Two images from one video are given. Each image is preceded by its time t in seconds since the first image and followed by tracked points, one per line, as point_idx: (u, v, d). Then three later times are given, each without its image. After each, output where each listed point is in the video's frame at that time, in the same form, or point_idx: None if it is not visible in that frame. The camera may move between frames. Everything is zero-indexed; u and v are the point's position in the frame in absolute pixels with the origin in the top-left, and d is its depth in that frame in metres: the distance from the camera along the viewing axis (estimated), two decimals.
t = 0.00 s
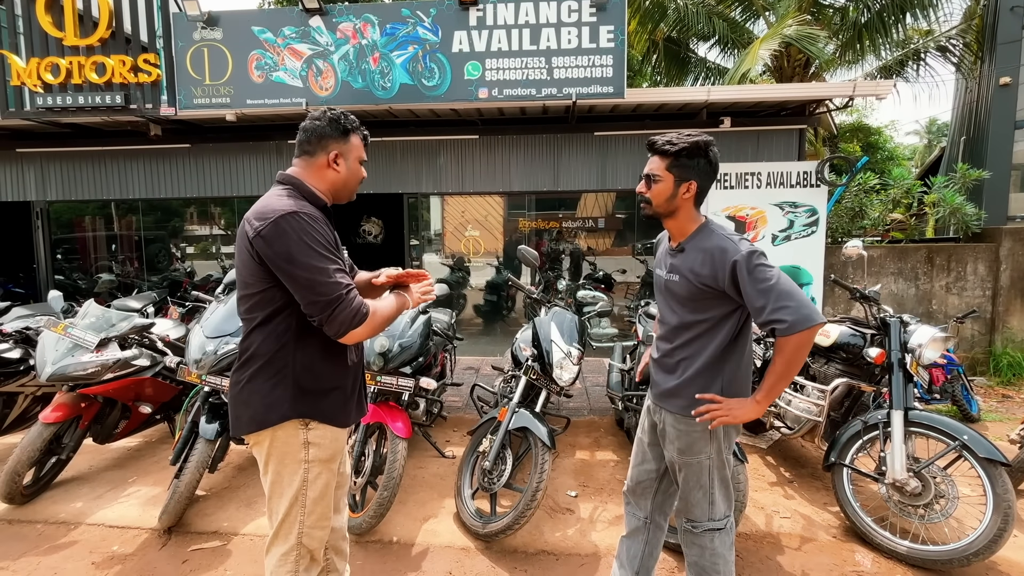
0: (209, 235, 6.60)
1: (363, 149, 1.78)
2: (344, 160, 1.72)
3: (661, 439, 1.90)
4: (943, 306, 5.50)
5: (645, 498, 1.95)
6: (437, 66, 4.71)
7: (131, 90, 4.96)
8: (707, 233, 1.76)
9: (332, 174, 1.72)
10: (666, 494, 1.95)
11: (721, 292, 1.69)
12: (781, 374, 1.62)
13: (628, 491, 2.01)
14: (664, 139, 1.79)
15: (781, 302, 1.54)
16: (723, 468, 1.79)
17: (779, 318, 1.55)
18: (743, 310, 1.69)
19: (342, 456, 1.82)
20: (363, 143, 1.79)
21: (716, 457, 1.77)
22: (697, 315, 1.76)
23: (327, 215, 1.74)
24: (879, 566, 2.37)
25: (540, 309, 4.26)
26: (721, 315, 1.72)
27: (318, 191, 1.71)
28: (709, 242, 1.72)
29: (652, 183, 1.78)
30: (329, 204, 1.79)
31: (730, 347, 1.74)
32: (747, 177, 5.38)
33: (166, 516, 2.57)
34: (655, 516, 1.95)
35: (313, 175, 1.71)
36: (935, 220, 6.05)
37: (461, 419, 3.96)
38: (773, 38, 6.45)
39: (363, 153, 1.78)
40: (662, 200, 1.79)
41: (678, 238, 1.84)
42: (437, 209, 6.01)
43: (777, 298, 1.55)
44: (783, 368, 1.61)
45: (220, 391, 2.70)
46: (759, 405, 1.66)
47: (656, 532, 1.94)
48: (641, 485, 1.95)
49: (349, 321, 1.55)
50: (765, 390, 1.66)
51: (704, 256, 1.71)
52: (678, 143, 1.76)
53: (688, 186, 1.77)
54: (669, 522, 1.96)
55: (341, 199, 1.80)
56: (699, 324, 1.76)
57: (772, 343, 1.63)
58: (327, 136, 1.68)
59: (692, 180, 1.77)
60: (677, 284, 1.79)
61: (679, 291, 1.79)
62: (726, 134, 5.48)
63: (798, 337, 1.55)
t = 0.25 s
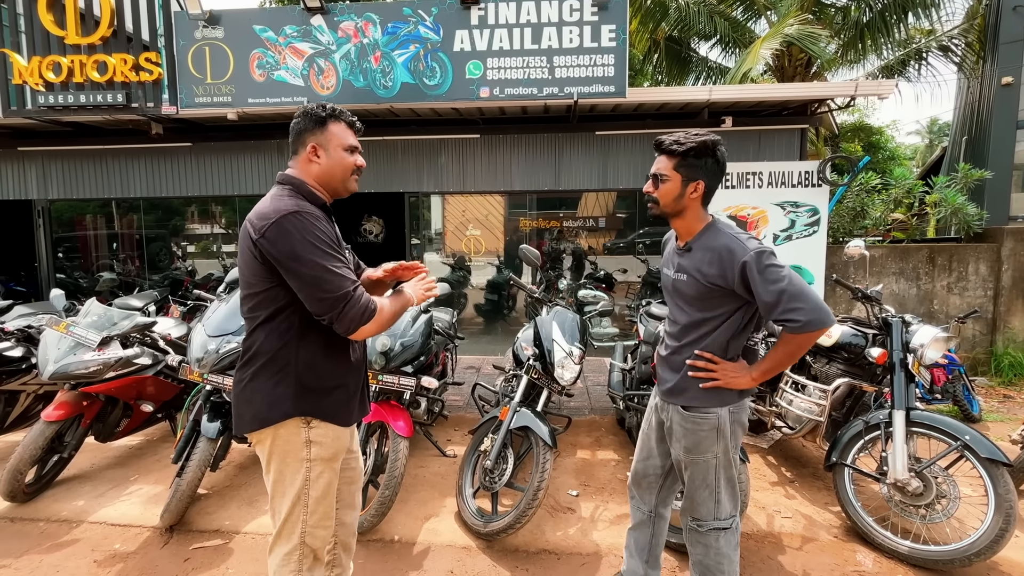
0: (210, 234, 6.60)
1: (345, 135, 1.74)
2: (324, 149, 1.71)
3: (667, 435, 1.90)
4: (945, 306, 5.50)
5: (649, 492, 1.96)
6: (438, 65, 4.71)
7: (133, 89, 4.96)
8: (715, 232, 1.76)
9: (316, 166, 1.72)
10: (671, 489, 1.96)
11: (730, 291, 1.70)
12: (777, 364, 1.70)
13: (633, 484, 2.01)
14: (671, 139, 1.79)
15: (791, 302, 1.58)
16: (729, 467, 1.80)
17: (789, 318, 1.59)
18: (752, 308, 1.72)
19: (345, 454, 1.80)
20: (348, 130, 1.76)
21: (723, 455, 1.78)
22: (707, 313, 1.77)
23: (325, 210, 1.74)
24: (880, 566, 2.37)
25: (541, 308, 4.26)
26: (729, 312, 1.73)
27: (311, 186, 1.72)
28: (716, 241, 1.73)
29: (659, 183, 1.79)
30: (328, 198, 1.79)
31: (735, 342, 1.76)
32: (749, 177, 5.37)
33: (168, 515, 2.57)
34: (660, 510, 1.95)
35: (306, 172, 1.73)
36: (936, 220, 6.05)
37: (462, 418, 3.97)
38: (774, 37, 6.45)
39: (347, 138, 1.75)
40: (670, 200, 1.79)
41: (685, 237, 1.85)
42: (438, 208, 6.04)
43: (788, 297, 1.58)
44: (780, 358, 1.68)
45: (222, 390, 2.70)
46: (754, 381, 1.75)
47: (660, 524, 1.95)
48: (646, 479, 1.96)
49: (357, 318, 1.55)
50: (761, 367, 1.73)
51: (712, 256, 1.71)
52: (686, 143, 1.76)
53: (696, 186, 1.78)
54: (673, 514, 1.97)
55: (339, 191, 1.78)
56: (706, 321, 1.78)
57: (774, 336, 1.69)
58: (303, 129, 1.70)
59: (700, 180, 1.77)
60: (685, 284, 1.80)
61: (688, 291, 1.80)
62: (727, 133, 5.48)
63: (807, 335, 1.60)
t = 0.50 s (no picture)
0: (211, 233, 6.59)
1: (347, 137, 1.75)
2: (326, 152, 1.72)
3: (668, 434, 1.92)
4: (945, 306, 5.50)
5: (664, 488, 2.01)
6: (439, 63, 4.70)
7: (133, 88, 4.95)
8: (712, 231, 1.77)
9: (318, 168, 1.74)
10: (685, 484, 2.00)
11: (727, 288, 1.71)
12: (771, 360, 1.70)
13: (648, 483, 2.07)
14: (673, 138, 1.79)
15: (786, 301, 1.60)
16: (726, 461, 1.81)
17: (783, 317, 1.61)
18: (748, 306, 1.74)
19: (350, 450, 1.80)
20: (349, 131, 1.77)
21: (721, 450, 1.79)
22: (702, 310, 1.77)
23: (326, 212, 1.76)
24: (881, 566, 2.37)
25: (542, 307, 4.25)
26: (724, 310, 1.74)
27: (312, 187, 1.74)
28: (714, 239, 1.74)
29: (659, 182, 1.79)
30: (330, 199, 1.81)
31: (731, 339, 1.77)
32: (749, 176, 5.37)
33: (169, 513, 2.57)
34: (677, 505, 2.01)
35: (309, 174, 1.75)
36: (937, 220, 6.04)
37: (463, 417, 3.97)
38: (775, 36, 6.45)
39: (349, 141, 1.75)
40: (669, 199, 1.79)
41: (682, 235, 1.85)
42: (438, 207, 6.09)
43: (784, 297, 1.60)
44: (773, 356, 1.69)
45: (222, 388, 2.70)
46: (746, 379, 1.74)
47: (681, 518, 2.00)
48: (660, 475, 2.02)
49: (349, 310, 1.55)
50: (755, 365, 1.73)
51: (710, 254, 1.72)
52: (687, 143, 1.76)
53: (695, 185, 1.78)
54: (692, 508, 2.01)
55: (340, 191, 1.80)
56: (702, 319, 1.78)
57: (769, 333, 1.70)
58: (305, 132, 1.71)
59: (699, 179, 1.77)
60: (682, 280, 1.80)
61: (684, 288, 1.80)
62: (728, 132, 5.47)
63: (800, 334, 1.62)
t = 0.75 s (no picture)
0: (211, 232, 6.58)
1: (356, 143, 1.84)
2: (335, 158, 1.82)
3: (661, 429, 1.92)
4: (945, 306, 5.50)
5: (662, 484, 2.01)
6: (439, 63, 4.70)
7: (133, 86, 4.95)
8: (697, 230, 1.77)
9: (328, 173, 1.85)
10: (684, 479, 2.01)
11: (711, 285, 1.71)
12: (757, 355, 1.69)
13: (648, 479, 2.07)
14: (658, 141, 1.79)
15: (767, 298, 1.59)
16: (718, 454, 1.81)
17: (764, 313, 1.60)
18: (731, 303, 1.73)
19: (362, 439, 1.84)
20: (357, 138, 1.85)
21: (712, 443, 1.79)
22: (689, 307, 1.77)
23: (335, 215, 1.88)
24: (881, 566, 2.37)
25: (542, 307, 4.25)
26: (711, 307, 1.74)
27: (321, 191, 1.85)
28: (699, 238, 1.73)
29: (645, 184, 1.78)
30: (340, 202, 1.91)
31: (719, 336, 1.77)
32: (750, 176, 5.37)
33: (168, 512, 2.57)
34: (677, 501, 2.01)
35: (320, 179, 1.87)
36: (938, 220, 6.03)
37: (463, 416, 3.97)
38: (775, 36, 6.45)
39: (357, 147, 1.84)
40: (655, 201, 1.79)
41: (669, 236, 1.85)
42: (438, 206, 6.08)
43: (765, 294, 1.59)
44: (757, 351, 1.68)
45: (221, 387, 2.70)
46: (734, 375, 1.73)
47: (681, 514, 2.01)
48: (658, 470, 2.02)
49: (330, 309, 1.57)
50: (742, 361, 1.72)
51: (695, 253, 1.72)
52: (671, 146, 1.76)
53: (680, 188, 1.77)
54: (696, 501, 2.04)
55: (349, 195, 1.90)
56: (689, 316, 1.78)
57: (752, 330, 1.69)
58: (316, 140, 1.81)
59: (683, 181, 1.77)
60: (670, 279, 1.80)
61: (672, 287, 1.80)
62: (728, 132, 5.46)
63: (781, 330, 1.61)
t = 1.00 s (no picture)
0: (210, 231, 6.57)
1: (367, 147, 1.92)
2: (347, 160, 1.91)
3: (653, 424, 1.91)
4: (945, 305, 5.50)
5: (659, 480, 2.00)
6: (439, 61, 4.69)
7: (132, 85, 4.94)
8: (683, 229, 1.76)
9: (341, 176, 1.94)
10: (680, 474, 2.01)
11: (697, 282, 1.70)
12: (741, 350, 1.67)
13: (644, 476, 2.06)
14: (643, 146, 1.79)
15: (746, 294, 1.58)
16: (710, 449, 1.80)
17: (744, 309, 1.58)
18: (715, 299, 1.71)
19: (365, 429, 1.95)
20: (370, 143, 1.94)
21: (704, 438, 1.78)
22: (675, 304, 1.77)
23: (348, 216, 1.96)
24: (880, 565, 2.37)
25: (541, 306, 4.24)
26: (698, 304, 1.73)
27: (335, 193, 1.94)
28: (684, 237, 1.73)
29: (632, 187, 1.79)
30: (352, 203, 1.99)
31: (706, 334, 1.75)
32: (749, 175, 5.37)
33: (167, 512, 2.56)
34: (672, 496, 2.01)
35: (334, 181, 1.96)
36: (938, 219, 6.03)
37: (462, 416, 3.96)
38: (775, 35, 6.45)
39: (368, 151, 1.92)
40: (642, 203, 1.79)
41: (658, 237, 1.85)
42: (438, 205, 6.03)
43: (744, 290, 1.58)
44: (744, 346, 1.66)
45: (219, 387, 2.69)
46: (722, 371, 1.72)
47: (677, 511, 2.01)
48: (654, 466, 2.00)
49: (350, 300, 1.67)
50: (728, 357, 1.71)
51: (680, 251, 1.71)
52: (655, 150, 1.75)
53: (665, 189, 1.77)
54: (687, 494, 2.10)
55: (360, 198, 1.98)
56: (678, 313, 1.77)
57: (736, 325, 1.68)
58: (331, 145, 1.91)
59: (668, 183, 1.77)
60: (657, 278, 1.80)
61: (660, 285, 1.79)
62: (728, 131, 5.45)
63: (760, 326, 1.60)
